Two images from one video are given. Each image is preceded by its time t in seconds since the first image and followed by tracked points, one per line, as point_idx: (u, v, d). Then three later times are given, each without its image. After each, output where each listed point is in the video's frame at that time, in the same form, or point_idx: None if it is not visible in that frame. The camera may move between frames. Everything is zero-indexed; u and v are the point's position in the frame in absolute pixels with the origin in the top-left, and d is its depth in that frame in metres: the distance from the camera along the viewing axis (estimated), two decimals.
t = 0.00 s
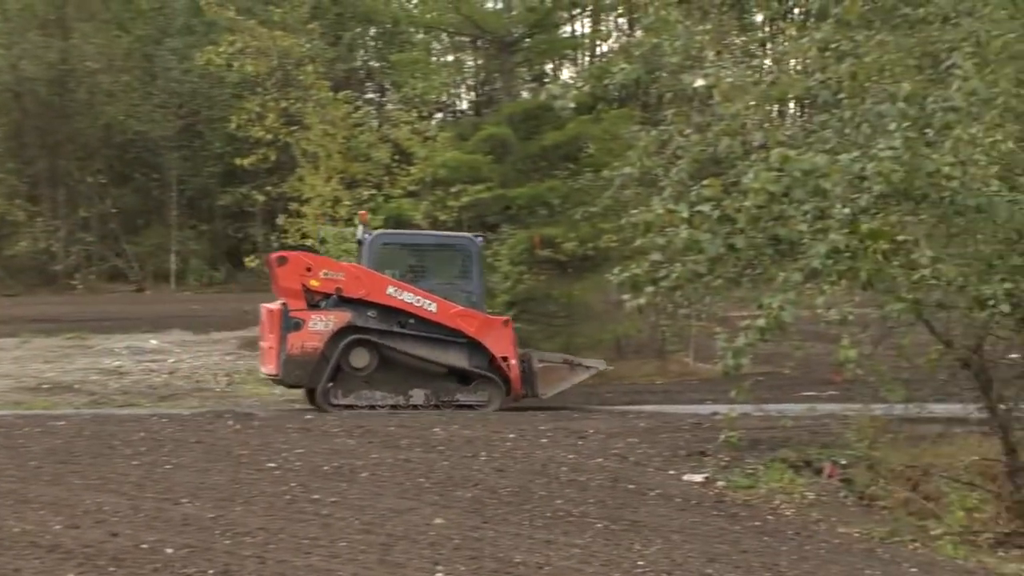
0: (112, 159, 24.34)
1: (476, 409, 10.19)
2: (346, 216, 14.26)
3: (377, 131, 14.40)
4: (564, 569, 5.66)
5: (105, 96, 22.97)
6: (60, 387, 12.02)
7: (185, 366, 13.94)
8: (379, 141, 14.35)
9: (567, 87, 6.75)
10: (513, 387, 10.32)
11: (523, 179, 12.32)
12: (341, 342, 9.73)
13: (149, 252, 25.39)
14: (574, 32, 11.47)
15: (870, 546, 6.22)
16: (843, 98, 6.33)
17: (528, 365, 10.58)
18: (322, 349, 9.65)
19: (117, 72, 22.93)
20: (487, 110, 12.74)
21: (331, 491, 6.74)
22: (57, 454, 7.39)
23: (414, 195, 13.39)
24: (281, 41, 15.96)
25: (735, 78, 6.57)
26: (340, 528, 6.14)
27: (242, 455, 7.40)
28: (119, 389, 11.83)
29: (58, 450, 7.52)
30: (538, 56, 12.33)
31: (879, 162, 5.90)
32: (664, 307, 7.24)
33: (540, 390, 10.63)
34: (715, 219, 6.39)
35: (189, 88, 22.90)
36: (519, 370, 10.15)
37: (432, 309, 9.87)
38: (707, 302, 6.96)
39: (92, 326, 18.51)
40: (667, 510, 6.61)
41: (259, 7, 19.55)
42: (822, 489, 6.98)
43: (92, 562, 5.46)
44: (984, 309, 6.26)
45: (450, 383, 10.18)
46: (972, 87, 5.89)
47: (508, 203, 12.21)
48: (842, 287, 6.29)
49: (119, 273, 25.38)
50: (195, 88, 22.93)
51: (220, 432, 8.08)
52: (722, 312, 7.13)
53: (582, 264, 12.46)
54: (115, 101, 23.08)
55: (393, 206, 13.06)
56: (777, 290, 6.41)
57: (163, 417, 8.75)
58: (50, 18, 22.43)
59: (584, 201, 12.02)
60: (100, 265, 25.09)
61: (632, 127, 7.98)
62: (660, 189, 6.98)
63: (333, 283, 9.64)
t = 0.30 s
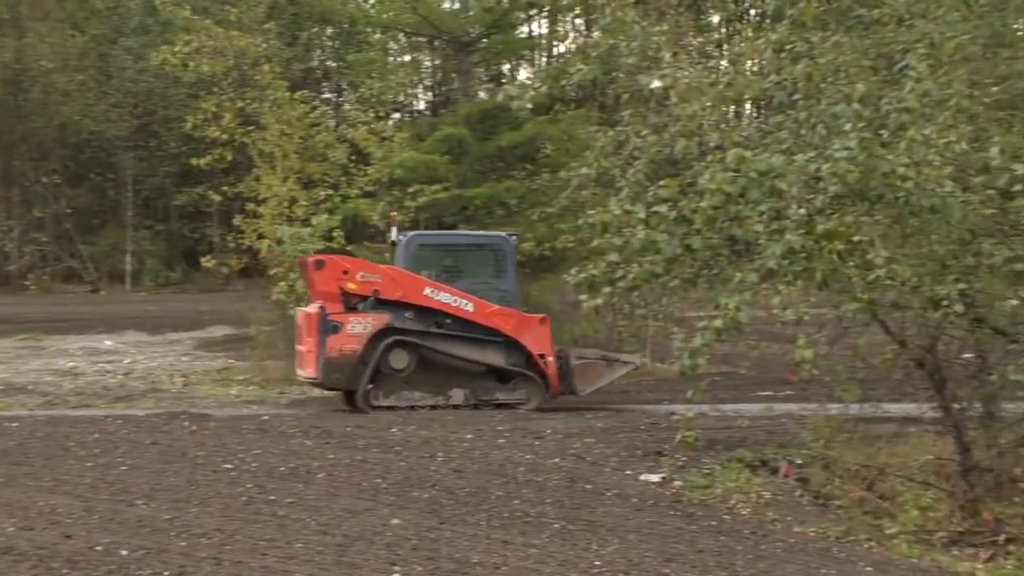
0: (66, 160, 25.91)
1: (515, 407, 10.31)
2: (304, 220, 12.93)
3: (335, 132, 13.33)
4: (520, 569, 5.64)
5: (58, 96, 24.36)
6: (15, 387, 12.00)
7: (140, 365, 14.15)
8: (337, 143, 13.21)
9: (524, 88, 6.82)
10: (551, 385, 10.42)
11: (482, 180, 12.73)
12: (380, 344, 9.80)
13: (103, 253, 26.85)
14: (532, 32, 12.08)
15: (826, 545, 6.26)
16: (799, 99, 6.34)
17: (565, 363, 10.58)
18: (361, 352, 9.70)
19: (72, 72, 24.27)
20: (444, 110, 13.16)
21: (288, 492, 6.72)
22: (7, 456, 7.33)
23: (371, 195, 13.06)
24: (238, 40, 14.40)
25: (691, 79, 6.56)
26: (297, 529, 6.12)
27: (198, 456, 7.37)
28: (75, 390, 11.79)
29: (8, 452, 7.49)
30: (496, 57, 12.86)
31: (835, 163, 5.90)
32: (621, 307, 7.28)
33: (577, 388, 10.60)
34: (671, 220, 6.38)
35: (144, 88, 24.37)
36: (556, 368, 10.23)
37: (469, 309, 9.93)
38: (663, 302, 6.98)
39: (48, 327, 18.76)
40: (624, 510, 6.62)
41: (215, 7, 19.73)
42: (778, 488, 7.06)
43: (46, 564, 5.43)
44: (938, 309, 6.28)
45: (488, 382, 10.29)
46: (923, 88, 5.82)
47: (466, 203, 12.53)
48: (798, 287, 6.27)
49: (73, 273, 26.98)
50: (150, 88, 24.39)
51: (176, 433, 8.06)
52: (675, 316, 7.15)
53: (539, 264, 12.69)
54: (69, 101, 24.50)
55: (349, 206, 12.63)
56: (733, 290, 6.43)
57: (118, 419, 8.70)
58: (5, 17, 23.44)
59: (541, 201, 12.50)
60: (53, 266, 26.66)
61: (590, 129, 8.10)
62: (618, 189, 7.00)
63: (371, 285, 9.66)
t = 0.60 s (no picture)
0: (30, 160, 26.06)
1: (561, 407, 10.73)
2: (270, 219, 12.69)
3: (299, 131, 12.89)
4: (486, 568, 5.60)
5: (21, 95, 24.79)
6: None
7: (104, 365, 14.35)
8: (302, 142, 12.83)
9: (490, 88, 6.86)
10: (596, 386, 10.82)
11: (448, 179, 13.26)
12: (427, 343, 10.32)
13: (68, 254, 26.81)
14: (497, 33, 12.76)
15: (792, 544, 6.26)
16: (764, 99, 6.34)
17: (612, 364, 10.74)
18: (409, 351, 10.23)
19: (37, 70, 24.78)
20: (410, 110, 13.64)
21: (253, 492, 6.70)
22: None
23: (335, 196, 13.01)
24: (203, 38, 13.84)
25: (656, 79, 6.50)
26: (262, 530, 6.09)
27: (163, 457, 7.36)
28: (39, 390, 11.80)
29: None
30: (461, 57, 13.55)
31: (799, 163, 5.81)
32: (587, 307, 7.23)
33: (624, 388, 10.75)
34: (637, 220, 6.30)
35: (109, 87, 24.59)
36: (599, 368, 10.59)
37: (515, 309, 10.41)
38: (627, 303, 6.98)
39: (10, 326, 18.81)
40: (589, 510, 6.63)
41: (180, 6, 19.57)
42: (743, 487, 7.13)
43: (10, 564, 5.40)
44: (903, 308, 6.26)
45: (535, 383, 10.73)
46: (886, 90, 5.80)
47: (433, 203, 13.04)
48: (763, 287, 6.17)
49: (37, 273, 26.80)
50: (114, 87, 24.65)
51: (142, 433, 8.05)
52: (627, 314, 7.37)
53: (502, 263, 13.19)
54: (32, 100, 24.87)
55: (315, 206, 12.64)
56: (699, 291, 6.34)
57: (85, 419, 8.67)
58: None
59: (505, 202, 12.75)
60: (18, 266, 26.56)
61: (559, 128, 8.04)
62: (583, 190, 7.04)
63: (419, 285, 10.21)
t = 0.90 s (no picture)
0: (6, 158, 26.25)
1: (621, 408, 10.90)
2: (248, 218, 12.77)
3: (277, 129, 12.91)
4: (464, 568, 5.55)
5: None
6: None
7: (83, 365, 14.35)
8: (280, 141, 12.86)
9: (468, 87, 6.84)
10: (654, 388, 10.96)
11: (427, 178, 13.18)
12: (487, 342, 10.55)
13: (45, 253, 26.87)
14: (475, 34, 13.28)
15: (770, 543, 6.27)
16: (743, 99, 6.37)
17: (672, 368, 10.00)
18: (470, 349, 10.45)
19: (13, 70, 24.66)
20: (389, 109, 13.70)
21: (232, 492, 6.69)
22: None
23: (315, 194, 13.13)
24: (181, 37, 13.58)
25: (634, 78, 6.46)
26: (241, 530, 6.05)
27: (141, 457, 7.35)
28: (16, 390, 11.78)
29: None
30: (440, 57, 13.50)
31: (778, 163, 5.74)
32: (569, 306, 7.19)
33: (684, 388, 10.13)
34: (615, 219, 6.23)
35: (85, 87, 24.38)
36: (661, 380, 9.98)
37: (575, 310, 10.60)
38: (606, 302, 6.96)
39: None
40: (569, 510, 6.63)
41: (157, 6, 19.34)
42: (723, 487, 7.27)
43: None
44: (880, 308, 6.23)
45: (594, 383, 10.91)
46: (864, 89, 5.77)
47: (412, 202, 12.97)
48: (741, 286, 6.13)
49: (14, 272, 27.07)
50: (91, 86, 24.42)
51: (120, 433, 8.03)
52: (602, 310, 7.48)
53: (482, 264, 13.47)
54: (8, 99, 24.78)
55: (294, 206, 12.57)
56: (677, 291, 6.28)
57: (62, 419, 8.65)
58: None
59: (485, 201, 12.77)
60: None
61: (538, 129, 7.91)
62: (563, 189, 7.03)
63: (480, 285, 10.46)
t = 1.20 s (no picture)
0: None
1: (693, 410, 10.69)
2: (239, 218, 12.75)
3: (266, 129, 12.78)
4: (453, 568, 5.54)
5: None
6: None
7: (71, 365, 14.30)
8: (269, 140, 12.77)
9: (456, 87, 6.82)
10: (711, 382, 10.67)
11: (416, 177, 13.33)
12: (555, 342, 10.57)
13: (34, 253, 26.95)
14: (464, 32, 13.60)
15: (760, 543, 6.27)
16: (731, 99, 6.37)
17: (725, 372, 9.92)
18: (536, 349, 10.52)
19: None
20: (379, 108, 13.95)
21: (221, 492, 6.69)
22: None
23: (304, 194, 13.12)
24: (169, 36, 13.46)
25: (623, 78, 6.33)
26: (230, 529, 6.04)
27: (130, 457, 7.35)
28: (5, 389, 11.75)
29: None
30: (428, 56, 13.82)
31: (766, 163, 5.68)
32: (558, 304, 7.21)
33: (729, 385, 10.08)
34: (605, 219, 6.09)
35: (74, 86, 24.33)
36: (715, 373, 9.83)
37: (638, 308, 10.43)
38: (598, 301, 6.94)
39: None
40: (559, 510, 6.63)
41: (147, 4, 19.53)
42: (712, 487, 7.28)
43: None
44: (869, 308, 6.25)
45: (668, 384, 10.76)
46: (852, 89, 5.75)
47: (400, 201, 13.08)
48: (730, 286, 6.11)
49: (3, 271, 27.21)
50: (80, 86, 24.37)
51: (109, 433, 8.02)
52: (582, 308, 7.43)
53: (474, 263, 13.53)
54: None
55: (282, 206, 12.53)
56: (666, 291, 6.22)
57: (50, 419, 8.64)
58: None
59: (474, 201, 13.00)
60: None
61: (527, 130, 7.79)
62: (551, 189, 7.03)
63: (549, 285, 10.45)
